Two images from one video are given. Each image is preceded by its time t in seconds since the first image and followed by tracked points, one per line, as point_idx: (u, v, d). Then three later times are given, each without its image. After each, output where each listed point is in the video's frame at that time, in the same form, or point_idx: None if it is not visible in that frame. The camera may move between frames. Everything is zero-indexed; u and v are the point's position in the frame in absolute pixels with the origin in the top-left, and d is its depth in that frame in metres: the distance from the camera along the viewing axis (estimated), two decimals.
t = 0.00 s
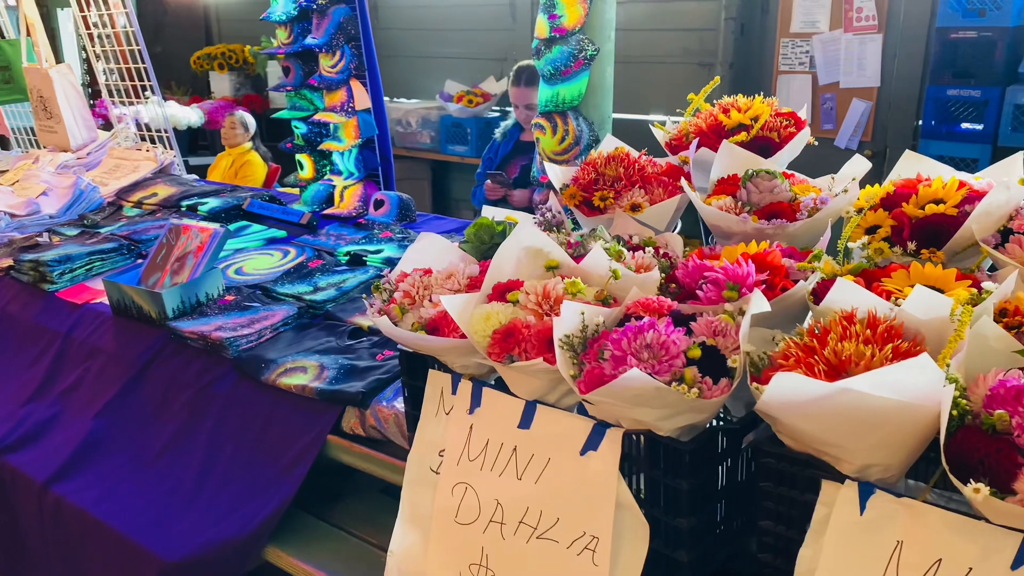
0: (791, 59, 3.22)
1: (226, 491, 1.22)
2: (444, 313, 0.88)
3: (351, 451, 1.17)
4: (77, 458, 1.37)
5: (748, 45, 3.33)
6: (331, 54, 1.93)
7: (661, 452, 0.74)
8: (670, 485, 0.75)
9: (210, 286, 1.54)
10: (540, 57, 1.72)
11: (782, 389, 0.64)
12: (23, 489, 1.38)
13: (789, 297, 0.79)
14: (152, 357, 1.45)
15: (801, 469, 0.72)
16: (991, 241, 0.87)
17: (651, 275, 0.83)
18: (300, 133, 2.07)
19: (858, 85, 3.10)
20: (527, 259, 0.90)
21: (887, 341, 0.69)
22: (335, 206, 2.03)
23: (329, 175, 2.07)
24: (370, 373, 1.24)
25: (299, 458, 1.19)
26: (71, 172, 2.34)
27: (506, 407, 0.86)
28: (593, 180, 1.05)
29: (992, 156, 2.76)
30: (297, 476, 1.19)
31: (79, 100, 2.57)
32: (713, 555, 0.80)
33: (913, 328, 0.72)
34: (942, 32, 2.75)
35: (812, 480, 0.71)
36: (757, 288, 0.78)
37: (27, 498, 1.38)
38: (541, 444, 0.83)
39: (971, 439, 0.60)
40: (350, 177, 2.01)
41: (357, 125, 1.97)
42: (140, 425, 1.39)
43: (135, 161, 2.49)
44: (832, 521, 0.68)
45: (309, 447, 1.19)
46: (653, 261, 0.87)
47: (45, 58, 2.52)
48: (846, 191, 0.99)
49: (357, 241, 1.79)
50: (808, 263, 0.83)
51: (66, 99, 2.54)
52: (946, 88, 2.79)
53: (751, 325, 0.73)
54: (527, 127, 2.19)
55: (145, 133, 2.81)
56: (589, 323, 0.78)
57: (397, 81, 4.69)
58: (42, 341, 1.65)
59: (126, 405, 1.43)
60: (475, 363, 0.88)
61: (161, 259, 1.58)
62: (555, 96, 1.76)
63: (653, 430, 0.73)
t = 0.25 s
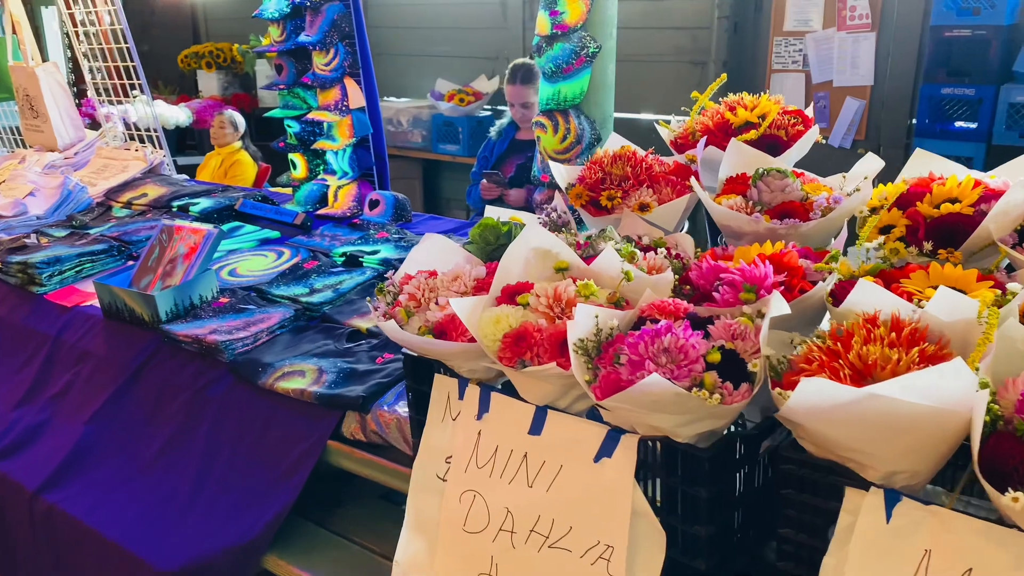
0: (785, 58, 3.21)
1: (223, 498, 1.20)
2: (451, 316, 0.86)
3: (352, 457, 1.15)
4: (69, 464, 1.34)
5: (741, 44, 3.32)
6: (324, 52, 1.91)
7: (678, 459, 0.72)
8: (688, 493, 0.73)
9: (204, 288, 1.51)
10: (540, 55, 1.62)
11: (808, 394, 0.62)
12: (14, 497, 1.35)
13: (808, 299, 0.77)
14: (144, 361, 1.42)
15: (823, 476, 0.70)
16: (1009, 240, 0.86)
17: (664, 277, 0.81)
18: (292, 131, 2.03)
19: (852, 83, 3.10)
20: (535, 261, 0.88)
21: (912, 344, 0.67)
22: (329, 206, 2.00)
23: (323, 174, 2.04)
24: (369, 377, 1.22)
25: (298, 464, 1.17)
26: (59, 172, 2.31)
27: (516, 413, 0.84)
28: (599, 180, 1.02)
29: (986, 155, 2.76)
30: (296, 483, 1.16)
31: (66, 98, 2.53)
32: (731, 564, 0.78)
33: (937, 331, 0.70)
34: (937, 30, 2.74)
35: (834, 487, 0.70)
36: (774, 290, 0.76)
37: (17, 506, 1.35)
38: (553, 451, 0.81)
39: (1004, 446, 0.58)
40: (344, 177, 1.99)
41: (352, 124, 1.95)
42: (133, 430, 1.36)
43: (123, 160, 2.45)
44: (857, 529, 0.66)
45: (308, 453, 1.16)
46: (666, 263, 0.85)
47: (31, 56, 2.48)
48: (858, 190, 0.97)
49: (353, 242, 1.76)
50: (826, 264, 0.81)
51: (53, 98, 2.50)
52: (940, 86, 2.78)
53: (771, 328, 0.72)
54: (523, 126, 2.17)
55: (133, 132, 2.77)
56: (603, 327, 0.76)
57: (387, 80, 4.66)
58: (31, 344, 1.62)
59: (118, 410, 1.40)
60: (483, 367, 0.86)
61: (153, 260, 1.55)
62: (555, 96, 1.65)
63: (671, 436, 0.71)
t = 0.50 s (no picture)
0: (781, 56, 3.19)
1: (220, 509, 1.16)
2: (460, 323, 0.83)
3: (353, 466, 1.11)
4: (59, 474, 1.30)
5: (737, 42, 3.30)
6: (319, 49, 1.87)
7: (701, 471, 0.69)
8: (711, 506, 0.70)
9: (198, 291, 1.47)
10: (543, 52, 1.59)
11: (843, 406, 0.59)
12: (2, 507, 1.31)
13: (832, 303, 0.74)
14: (137, 367, 1.39)
15: (853, 489, 0.67)
16: None
17: (681, 281, 0.77)
18: (286, 131, 2.00)
19: (848, 82, 3.08)
20: (546, 265, 0.85)
21: (947, 352, 0.64)
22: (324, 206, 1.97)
23: (317, 174, 2.00)
24: (370, 383, 1.19)
25: (297, 474, 1.13)
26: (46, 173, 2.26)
27: (528, 422, 0.81)
28: (609, 180, 1.00)
29: (984, 153, 2.74)
30: (295, 493, 1.13)
31: (54, 97, 2.49)
32: None
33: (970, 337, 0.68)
34: (935, 28, 2.72)
35: (864, 500, 0.67)
36: (798, 295, 0.73)
37: (6, 517, 1.31)
38: (567, 462, 0.78)
39: None
40: (340, 177, 1.95)
41: (347, 122, 1.91)
42: (126, 438, 1.32)
43: (112, 160, 2.41)
44: (890, 545, 0.64)
45: (308, 462, 1.13)
46: (682, 266, 0.82)
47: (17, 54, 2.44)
48: (876, 190, 0.95)
49: (349, 243, 1.73)
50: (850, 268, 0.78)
51: (40, 97, 2.45)
52: (938, 84, 2.77)
53: (796, 335, 0.69)
54: (520, 124, 2.14)
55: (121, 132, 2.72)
56: (620, 333, 0.72)
57: (378, 79, 4.62)
58: (19, 350, 1.57)
59: (110, 418, 1.36)
60: (493, 374, 0.83)
61: (146, 263, 1.51)
62: (559, 93, 1.62)
63: (694, 449, 0.69)
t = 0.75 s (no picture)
0: (779, 54, 3.15)
1: (215, 521, 1.12)
2: (469, 329, 0.78)
3: (354, 476, 1.07)
4: (47, 485, 1.26)
5: (735, 39, 3.26)
6: (314, 45, 1.82)
7: (729, 487, 0.65)
8: (741, 524, 0.66)
9: (191, 293, 1.43)
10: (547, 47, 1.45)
11: (888, 419, 0.56)
12: None
13: (865, 308, 0.70)
14: (128, 372, 1.34)
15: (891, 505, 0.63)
16: None
17: (704, 284, 0.74)
18: (280, 129, 1.95)
19: (847, 80, 3.05)
20: (560, 267, 0.81)
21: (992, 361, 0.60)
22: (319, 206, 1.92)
23: (312, 173, 1.95)
24: (370, 390, 1.14)
25: (295, 485, 1.09)
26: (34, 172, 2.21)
27: (542, 433, 0.77)
28: (621, 178, 0.95)
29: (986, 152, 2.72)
30: (293, 505, 1.09)
31: (41, 95, 2.43)
32: None
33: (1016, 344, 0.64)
34: (936, 25, 2.69)
35: (903, 517, 0.63)
36: (829, 299, 0.69)
37: None
38: (585, 476, 0.74)
39: None
40: (336, 176, 1.91)
41: (342, 120, 1.86)
42: (117, 447, 1.28)
43: (101, 159, 2.36)
44: (933, 565, 0.60)
45: (307, 472, 1.09)
46: (703, 269, 0.78)
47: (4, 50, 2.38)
48: (899, 189, 0.91)
49: (346, 244, 1.68)
50: (881, 270, 0.75)
51: (27, 94, 2.40)
52: (939, 82, 2.74)
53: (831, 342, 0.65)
54: (519, 121, 2.10)
55: (110, 130, 2.67)
56: (643, 340, 0.68)
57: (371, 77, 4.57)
58: (6, 354, 1.53)
59: (100, 425, 1.32)
60: (505, 382, 0.79)
61: (136, 265, 1.47)
62: (564, 89, 1.48)
63: (723, 463, 0.65)
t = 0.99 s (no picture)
0: (779, 50, 3.11)
1: (207, 535, 1.07)
2: (479, 335, 0.74)
3: (353, 488, 1.02)
4: (31, 496, 1.20)
5: (735, 36, 3.22)
6: (309, 39, 1.78)
7: (762, 505, 0.61)
8: (775, 546, 0.61)
9: (182, 296, 1.38)
10: (554, 38, 1.45)
11: (943, 437, 0.51)
12: None
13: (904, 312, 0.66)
14: (116, 378, 1.29)
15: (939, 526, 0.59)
16: None
17: (731, 287, 0.69)
18: (274, 125, 1.89)
19: (849, 76, 3.01)
20: (575, 269, 0.76)
21: None
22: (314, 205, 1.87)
23: (307, 171, 1.91)
24: (370, 397, 1.09)
25: (291, 498, 1.04)
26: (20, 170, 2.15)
27: (557, 446, 0.72)
28: (635, 174, 0.91)
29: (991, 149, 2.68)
30: (289, 518, 1.04)
31: (27, 91, 2.39)
32: None
33: None
34: (940, 21, 2.66)
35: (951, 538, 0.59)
36: (867, 303, 0.65)
37: None
38: (603, 492, 0.69)
39: None
40: (331, 174, 1.86)
41: (338, 116, 1.82)
42: (104, 456, 1.23)
43: (90, 158, 2.30)
44: None
45: (304, 483, 1.04)
46: (728, 271, 0.73)
47: None
48: (929, 185, 0.86)
49: (342, 244, 1.63)
50: (919, 272, 0.70)
51: (12, 91, 2.34)
52: (943, 79, 2.70)
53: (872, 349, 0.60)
54: (519, 118, 2.06)
55: (99, 128, 2.62)
56: (668, 348, 0.64)
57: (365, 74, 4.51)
58: None
59: (87, 434, 1.26)
60: (516, 392, 0.74)
61: (125, 267, 1.41)
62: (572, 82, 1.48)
63: (757, 481, 0.60)
